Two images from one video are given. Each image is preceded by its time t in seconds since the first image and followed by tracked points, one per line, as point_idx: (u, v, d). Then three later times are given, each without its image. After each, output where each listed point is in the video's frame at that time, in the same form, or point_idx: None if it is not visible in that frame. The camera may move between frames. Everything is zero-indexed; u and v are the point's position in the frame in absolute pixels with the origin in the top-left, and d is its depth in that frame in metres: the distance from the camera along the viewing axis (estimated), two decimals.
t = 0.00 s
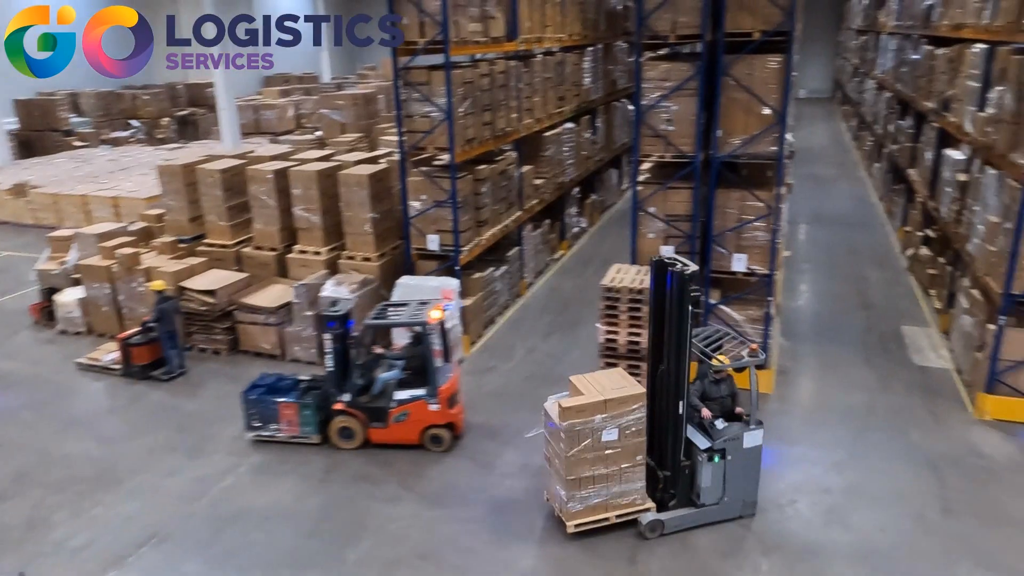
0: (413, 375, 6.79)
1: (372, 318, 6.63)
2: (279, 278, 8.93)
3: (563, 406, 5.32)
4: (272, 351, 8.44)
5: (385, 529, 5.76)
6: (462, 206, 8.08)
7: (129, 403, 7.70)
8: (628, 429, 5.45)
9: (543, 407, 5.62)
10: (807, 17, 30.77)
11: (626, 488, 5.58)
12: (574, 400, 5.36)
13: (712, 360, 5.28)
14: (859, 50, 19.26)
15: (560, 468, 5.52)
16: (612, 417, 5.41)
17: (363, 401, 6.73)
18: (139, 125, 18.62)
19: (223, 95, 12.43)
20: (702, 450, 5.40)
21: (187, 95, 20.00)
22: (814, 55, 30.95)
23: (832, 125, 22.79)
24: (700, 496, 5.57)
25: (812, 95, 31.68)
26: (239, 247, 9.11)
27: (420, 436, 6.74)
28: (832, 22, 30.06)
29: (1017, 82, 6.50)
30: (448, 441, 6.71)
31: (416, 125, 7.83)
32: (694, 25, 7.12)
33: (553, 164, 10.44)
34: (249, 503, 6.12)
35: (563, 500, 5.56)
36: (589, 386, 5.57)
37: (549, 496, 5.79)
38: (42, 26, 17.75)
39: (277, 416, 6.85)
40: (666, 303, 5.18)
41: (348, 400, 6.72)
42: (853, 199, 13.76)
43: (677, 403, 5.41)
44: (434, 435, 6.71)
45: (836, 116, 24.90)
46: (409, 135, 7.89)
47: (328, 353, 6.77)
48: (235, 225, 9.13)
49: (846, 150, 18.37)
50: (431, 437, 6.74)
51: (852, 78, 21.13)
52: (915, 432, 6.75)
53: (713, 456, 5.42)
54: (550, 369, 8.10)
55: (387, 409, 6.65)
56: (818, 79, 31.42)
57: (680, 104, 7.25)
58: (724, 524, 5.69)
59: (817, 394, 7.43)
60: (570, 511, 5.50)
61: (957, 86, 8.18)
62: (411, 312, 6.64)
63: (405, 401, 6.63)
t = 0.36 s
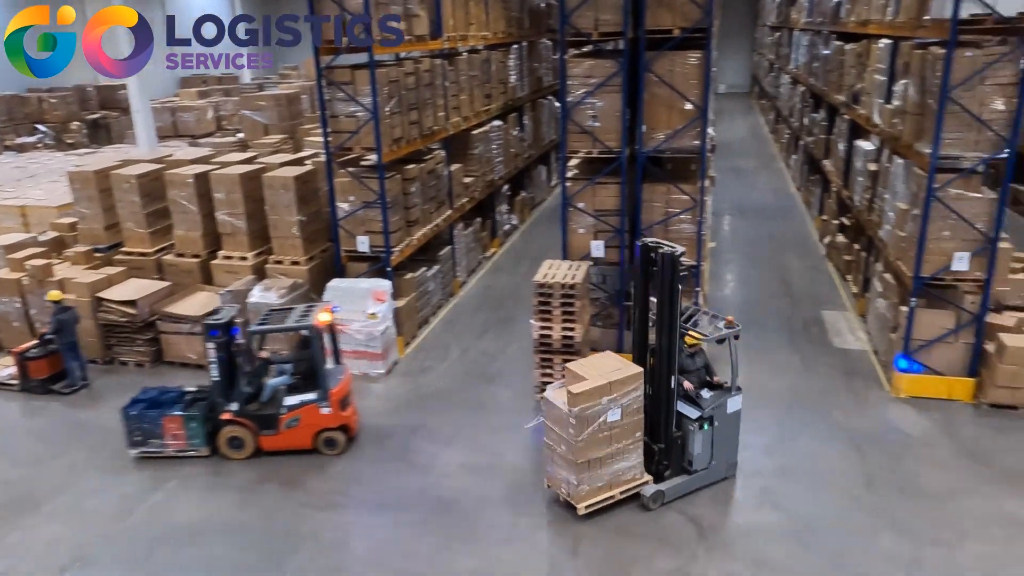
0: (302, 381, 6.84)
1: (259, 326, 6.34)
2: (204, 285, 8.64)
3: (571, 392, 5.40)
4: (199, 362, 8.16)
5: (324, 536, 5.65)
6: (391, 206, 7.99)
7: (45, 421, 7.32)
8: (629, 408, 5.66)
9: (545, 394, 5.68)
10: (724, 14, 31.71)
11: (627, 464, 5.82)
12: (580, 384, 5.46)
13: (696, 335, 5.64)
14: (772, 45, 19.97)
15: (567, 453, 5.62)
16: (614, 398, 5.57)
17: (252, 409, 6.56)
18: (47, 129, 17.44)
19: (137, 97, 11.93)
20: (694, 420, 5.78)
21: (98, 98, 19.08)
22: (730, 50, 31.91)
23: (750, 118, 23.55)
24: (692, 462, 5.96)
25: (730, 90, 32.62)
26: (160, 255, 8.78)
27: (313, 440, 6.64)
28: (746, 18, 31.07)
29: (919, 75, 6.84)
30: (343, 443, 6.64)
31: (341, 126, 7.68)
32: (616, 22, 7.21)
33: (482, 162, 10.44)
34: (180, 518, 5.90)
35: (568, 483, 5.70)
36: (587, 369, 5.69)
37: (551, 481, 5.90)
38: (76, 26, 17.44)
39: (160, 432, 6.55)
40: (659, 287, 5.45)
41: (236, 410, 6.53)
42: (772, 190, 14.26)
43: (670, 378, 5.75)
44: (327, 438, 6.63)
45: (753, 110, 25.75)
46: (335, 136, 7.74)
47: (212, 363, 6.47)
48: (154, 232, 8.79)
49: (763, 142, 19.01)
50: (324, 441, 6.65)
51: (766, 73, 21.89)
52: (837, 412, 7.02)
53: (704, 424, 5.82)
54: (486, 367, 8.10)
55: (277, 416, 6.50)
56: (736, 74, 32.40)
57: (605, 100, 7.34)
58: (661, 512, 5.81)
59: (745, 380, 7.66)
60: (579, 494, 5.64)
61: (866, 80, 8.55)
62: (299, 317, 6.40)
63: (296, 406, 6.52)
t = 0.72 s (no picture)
0: (166, 394, 6.48)
1: (114, 340, 6.06)
2: (115, 294, 8.26)
3: (570, 367, 5.70)
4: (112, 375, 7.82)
5: (252, 548, 5.48)
6: (311, 208, 7.81)
7: None
8: (615, 377, 6.06)
9: (539, 373, 5.93)
10: (638, 13, 32.41)
11: (613, 432, 6.19)
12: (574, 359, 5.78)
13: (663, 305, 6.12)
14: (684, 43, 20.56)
15: (565, 427, 5.91)
16: (604, 369, 5.94)
17: (112, 426, 6.26)
18: None
19: (34, 99, 11.27)
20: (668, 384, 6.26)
21: None
22: (644, 49, 32.68)
23: (665, 114, 24.15)
24: (664, 424, 6.45)
25: (646, 87, 33.42)
26: (65, 265, 8.34)
27: (181, 455, 6.36)
28: (659, 16, 31.89)
29: (822, 71, 7.14)
30: (213, 456, 6.39)
31: (256, 126, 7.46)
32: (532, 20, 7.25)
33: (404, 161, 10.35)
34: (96, 539, 5.61)
35: (564, 455, 6.00)
36: (574, 346, 6.03)
37: (543, 456, 6.17)
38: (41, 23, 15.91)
39: (10, 457, 6.15)
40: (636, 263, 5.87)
41: (94, 428, 6.19)
42: (689, 184, 14.68)
43: (645, 348, 6.19)
44: (196, 452, 6.37)
45: (668, 106, 26.42)
46: (250, 137, 7.51)
47: (66, 381, 6.15)
48: (58, 241, 8.34)
49: (679, 137, 19.55)
50: (193, 455, 6.38)
51: (680, 70, 22.52)
52: (756, 397, 7.27)
53: (675, 387, 6.34)
54: (414, 368, 8.06)
55: (140, 431, 6.22)
56: (652, 71, 33.12)
57: (524, 98, 7.38)
58: (591, 503, 5.90)
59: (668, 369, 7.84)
60: (576, 466, 5.94)
61: (774, 76, 8.87)
62: (159, 327, 6.20)
63: (160, 420, 6.25)
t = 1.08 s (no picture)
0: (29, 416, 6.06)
1: None
2: (35, 305, 7.90)
3: (566, 339, 6.06)
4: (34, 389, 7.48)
5: (191, 562, 5.32)
6: (244, 211, 7.62)
7: None
8: (599, 348, 6.46)
9: (532, 349, 6.22)
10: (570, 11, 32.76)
11: (597, 400, 6.59)
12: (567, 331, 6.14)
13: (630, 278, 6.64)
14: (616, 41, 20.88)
15: (560, 397, 6.26)
16: (591, 342, 6.33)
17: None
18: None
19: None
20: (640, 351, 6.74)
21: None
22: (577, 47, 33.04)
23: (599, 111, 24.48)
24: (636, 389, 6.94)
25: (580, 84, 33.77)
26: None
27: (48, 478, 6.01)
28: (591, 15, 32.29)
29: (749, 68, 7.34)
30: (84, 478, 6.07)
31: (183, 127, 7.23)
32: (465, 18, 7.22)
33: (339, 161, 10.20)
34: (21, 562, 5.34)
35: (558, 424, 6.35)
36: (561, 320, 6.37)
37: (536, 428, 6.49)
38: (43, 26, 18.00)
39: None
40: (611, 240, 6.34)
41: None
42: (625, 179, 14.91)
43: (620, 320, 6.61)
44: (64, 475, 6.02)
45: (602, 103, 26.77)
46: (176, 138, 7.27)
47: None
48: None
49: (613, 133, 19.84)
50: (61, 478, 6.03)
51: (613, 67, 22.85)
52: (695, 387, 7.41)
53: (645, 353, 6.84)
54: (355, 371, 7.96)
55: None
56: (585, 69, 33.47)
57: (459, 96, 7.36)
58: (537, 499, 5.93)
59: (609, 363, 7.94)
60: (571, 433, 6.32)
61: (704, 73, 9.08)
62: (16, 345, 5.77)
63: (21, 444, 5.84)
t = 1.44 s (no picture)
0: None
1: None
2: None
3: (567, 314, 6.46)
4: None
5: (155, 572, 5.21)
6: (204, 213, 7.49)
7: None
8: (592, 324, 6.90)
9: (535, 328, 6.57)
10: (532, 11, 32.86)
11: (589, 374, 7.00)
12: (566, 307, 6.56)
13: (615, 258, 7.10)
14: (579, 40, 20.98)
15: (561, 371, 6.63)
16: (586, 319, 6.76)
17: None
18: None
19: None
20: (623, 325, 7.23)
21: None
22: (541, 46, 33.08)
23: (563, 110, 24.54)
24: (621, 362, 7.40)
25: (544, 83, 33.81)
26: None
27: None
28: (554, 13, 32.38)
29: (709, 66, 7.42)
30: None
31: (140, 128, 7.07)
32: (427, 17, 7.19)
33: (301, 162, 10.09)
34: None
35: (560, 397, 6.72)
36: (556, 299, 6.77)
37: (537, 404, 6.84)
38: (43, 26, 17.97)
39: None
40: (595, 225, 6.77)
41: None
42: (590, 178, 14.98)
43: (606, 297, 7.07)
44: None
45: (566, 102, 26.84)
46: (133, 140, 7.11)
47: None
48: None
49: (577, 132, 19.91)
50: None
51: (576, 66, 22.94)
52: (661, 383, 7.48)
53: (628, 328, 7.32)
54: (322, 374, 7.89)
55: None
56: (548, 68, 33.55)
57: (423, 96, 7.33)
58: (506, 497, 5.93)
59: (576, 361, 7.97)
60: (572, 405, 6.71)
61: (665, 71, 9.17)
62: None
63: None
